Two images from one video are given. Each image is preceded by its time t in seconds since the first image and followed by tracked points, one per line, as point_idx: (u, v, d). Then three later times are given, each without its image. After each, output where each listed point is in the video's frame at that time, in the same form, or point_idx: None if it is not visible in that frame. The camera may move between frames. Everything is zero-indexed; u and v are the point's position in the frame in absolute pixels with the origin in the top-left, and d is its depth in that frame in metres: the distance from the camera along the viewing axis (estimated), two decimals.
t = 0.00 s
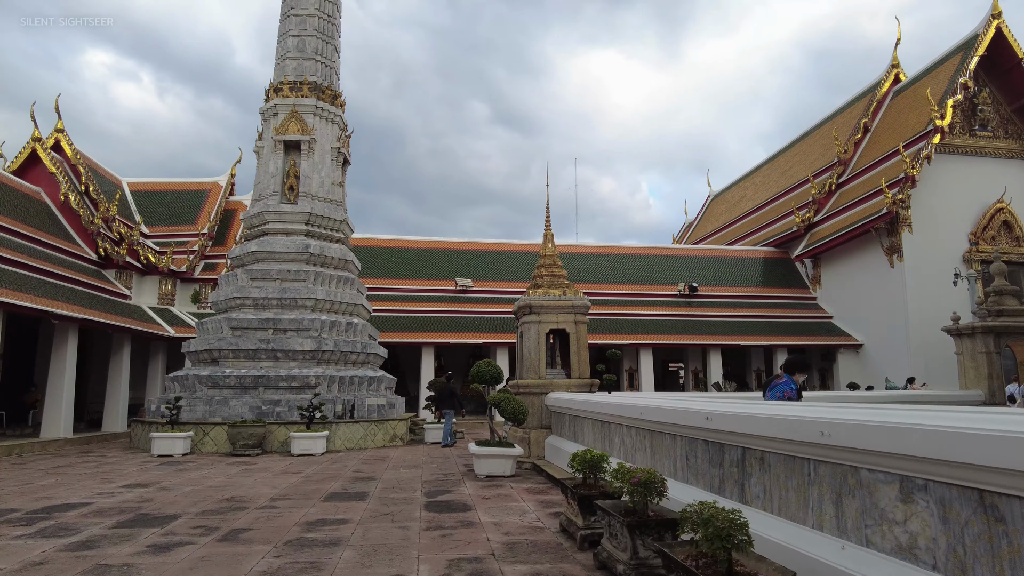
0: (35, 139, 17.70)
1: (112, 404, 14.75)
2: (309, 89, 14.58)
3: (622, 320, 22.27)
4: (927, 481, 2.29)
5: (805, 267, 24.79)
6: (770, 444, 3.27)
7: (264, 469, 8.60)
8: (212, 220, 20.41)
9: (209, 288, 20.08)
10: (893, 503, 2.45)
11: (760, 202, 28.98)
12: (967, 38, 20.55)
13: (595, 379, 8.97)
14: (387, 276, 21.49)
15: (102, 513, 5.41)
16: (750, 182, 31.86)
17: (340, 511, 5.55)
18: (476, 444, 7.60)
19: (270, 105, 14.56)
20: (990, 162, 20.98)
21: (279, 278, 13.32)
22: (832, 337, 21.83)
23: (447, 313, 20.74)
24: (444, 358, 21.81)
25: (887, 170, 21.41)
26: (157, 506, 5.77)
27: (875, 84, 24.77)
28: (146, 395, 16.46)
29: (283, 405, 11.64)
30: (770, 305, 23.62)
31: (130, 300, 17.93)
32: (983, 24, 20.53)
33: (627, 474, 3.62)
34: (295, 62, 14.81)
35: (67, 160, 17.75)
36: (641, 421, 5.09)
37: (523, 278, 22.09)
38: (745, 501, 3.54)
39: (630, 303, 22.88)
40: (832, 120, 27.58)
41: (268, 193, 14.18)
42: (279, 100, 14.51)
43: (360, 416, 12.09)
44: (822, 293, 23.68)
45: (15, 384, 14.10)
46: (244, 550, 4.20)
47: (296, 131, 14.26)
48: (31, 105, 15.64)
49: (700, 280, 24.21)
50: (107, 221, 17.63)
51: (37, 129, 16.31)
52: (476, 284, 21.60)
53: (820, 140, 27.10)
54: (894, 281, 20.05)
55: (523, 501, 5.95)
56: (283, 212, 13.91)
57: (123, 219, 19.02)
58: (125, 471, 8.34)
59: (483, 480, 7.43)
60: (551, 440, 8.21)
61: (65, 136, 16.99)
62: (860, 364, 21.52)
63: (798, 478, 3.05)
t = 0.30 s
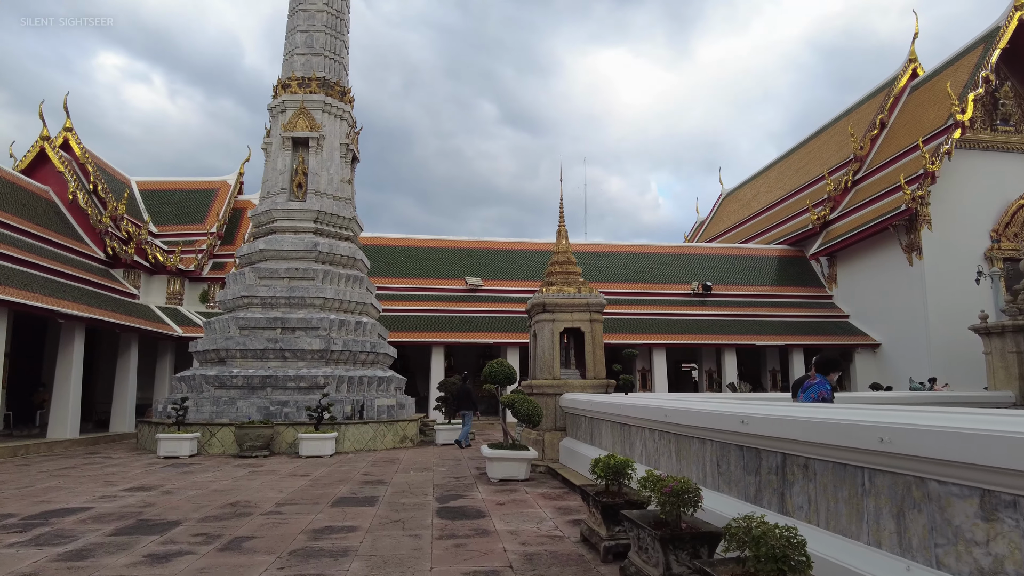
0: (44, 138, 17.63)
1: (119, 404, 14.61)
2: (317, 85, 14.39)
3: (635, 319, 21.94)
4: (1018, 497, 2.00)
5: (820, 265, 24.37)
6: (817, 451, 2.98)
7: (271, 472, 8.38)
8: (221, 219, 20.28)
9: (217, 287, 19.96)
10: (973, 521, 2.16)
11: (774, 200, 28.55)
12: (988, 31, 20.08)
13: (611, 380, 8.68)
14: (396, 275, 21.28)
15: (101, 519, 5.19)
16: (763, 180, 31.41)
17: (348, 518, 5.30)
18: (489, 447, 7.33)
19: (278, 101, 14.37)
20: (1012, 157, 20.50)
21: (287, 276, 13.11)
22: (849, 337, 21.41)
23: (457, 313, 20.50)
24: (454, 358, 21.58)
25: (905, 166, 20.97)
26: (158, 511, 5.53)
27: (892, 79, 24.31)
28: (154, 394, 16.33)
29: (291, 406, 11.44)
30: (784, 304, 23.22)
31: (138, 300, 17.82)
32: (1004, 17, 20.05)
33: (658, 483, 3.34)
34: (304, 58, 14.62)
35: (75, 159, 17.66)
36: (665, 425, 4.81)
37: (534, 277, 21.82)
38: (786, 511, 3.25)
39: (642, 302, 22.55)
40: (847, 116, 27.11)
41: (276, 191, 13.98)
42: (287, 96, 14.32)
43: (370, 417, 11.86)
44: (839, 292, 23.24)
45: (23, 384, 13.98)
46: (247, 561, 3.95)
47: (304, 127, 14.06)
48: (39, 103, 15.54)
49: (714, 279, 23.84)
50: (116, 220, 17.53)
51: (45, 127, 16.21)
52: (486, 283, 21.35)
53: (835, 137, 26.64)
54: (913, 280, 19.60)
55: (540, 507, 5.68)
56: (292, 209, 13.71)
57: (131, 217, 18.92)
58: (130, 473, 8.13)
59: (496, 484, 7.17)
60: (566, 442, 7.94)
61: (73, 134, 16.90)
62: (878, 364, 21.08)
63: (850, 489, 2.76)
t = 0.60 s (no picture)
0: (47, 137, 17.49)
1: (123, 404, 14.44)
2: (322, 80, 14.16)
3: (644, 318, 21.64)
4: None
5: (832, 263, 24.00)
6: (869, 457, 2.69)
7: (274, 474, 8.14)
8: (226, 218, 20.11)
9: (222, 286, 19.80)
10: None
11: (784, 197, 28.18)
12: (1005, 23, 19.68)
13: (624, 379, 8.40)
14: (402, 274, 21.04)
15: (94, 525, 4.95)
16: (773, 178, 31.03)
17: (353, 523, 5.04)
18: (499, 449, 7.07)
19: (282, 97, 14.15)
20: None
21: (292, 275, 12.88)
22: (863, 336, 21.04)
23: (464, 312, 20.25)
24: (461, 358, 21.34)
25: (920, 162, 20.57)
26: (155, 516, 5.29)
27: (905, 74, 23.90)
28: (158, 394, 16.17)
29: (296, 406, 11.22)
30: (796, 303, 22.85)
31: (142, 299, 17.67)
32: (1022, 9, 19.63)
33: (688, 489, 3.07)
34: (308, 54, 14.41)
35: (80, 157, 17.53)
36: (689, 426, 4.53)
37: (542, 276, 21.53)
38: (829, 521, 2.98)
39: (652, 301, 22.23)
40: (859, 111, 26.71)
41: (280, 188, 13.76)
42: (291, 92, 14.09)
43: (375, 417, 11.63)
44: (851, 290, 22.87)
45: (25, 384, 13.83)
46: (244, 571, 3.70)
47: (309, 123, 13.84)
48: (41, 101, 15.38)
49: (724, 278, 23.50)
50: (119, 218, 17.37)
51: (49, 125, 16.07)
52: (493, 282, 21.08)
53: (846, 133, 26.24)
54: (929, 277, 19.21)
55: (554, 513, 5.41)
56: (296, 206, 13.48)
57: (135, 216, 18.76)
58: (129, 476, 7.91)
59: (507, 487, 6.90)
60: (578, 444, 7.67)
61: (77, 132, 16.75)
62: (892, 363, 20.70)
63: (908, 499, 2.48)
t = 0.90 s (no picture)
0: (51, 135, 17.34)
1: (127, 404, 14.24)
2: (327, 75, 13.92)
3: (655, 317, 21.31)
4: None
5: (845, 261, 23.60)
6: (939, 469, 2.38)
7: (278, 477, 7.89)
8: (231, 216, 19.90)
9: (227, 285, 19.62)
10: None
11: (796, 194, 27.76)
12: None
13: (640, 379, 8.09)
14: (409, 272, 20.79)
15: (86, 533, 4.69)
16: (783, 175, 30.60)
17: (359, 533, 4.76)
18: (511, 452, 6.79)
19: (287, 92, 13.91)
20: None
21: (297, 273, 12.64)
22: (878, 334, 20.64)
23: (472, 311, 19.98)
24: (468, 357, 21.07)
25: (937, 156, 20.14)
26: (151, 524, 5.03)
27: (919, 67, 23.45)
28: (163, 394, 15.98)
29: (301, 407, 10.97)
30: (809, 301, 22.47)
31: (147, 298, 17.48)
32: None
33: (728, 504, 2.78)
34: (313, 48, 14.17)
35: (84, 156, 17.38)
36: (719, 430, 4.23)
37: (550, 274, 21.25)
38: (885, 538, 2.68)
39: (663, 300, 21.89)
40: (872, 106, 26.26)
41: (285, 184, 13.52)
42: (296, 87, 13.86)
43: (382, 418, 11.38)
44: (865, 288, 22.47)
45: (28, 385, 13.64)
46: None
47: (314, 118, 13.59)
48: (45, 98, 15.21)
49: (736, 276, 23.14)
50: (124, 217, 17.20)
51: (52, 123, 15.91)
52: (501, 280, 20.80)
53: (859, 128, 25.80)
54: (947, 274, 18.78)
55: (570, 522, 5.12)
56: (301, 203, 13.23)
57: (140, 215, 18.59)
58: (129, 479, 7.67)
59: (519, 492, 6.61)
60: (592, 446, 7.38)
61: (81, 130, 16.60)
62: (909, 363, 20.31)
63: (990, 517, 2.17)
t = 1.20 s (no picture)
0: (60, 131, 17.22)
1: (135, 403, 14.08)
2: (336, 68, 13.70)
3: (669, 315, 20.96)
4: None
5: (863, 258, 23.15)
6: None
7: (286, 478, 7.64)
8: (240, 213, 19.74)
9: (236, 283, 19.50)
10: None
11: (811, 190, 27.30)
12: None
13: (660, 377, 7.78)
14: (420, 270, 20.54)
15: (84, 537, 4.45)
16: (798, 171, 30.11)
17: (371, 538, 4.49)
18: (527, 453, 6.51)
19: (296, 86, 13.70)
20: None
21: (307, 269, 12.41)
22: (897, 332, 20.19)
23: (483, 309, 19.71)
24: (479, 356, 20.80)
25: (959, 150, 19.65)
26: (152, 527, 4.79)
27: (939, 60, 22.95)
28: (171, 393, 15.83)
29: (310, 405, 10.74)
30: (826, 298, 22.04)
31: (155, 296, 17.33)
32: None
33: (784, 512, 2.48)
34: (322, 41, 13.96)
35: (92, 152, 17.26)
36: (758, 430, 3.92)
37: (562, 272, 20.94)
38: (964, 552, 2.36)
39: (677, 297, 21.54)
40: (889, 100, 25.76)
41: (294, 179, 13.29)
42: (305, 81, 13.64)
43: (393, 417, 11.13)
44: (884, 285, 22.02)
45: (36, 382, 13.51)
46: None
47: (323, 112, 13.36)
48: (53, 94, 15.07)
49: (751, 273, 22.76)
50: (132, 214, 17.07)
51: (61, 119, 15.78)
52: (513, 278, 20.52)
53: (876, 123, 25.30)
54: (970, 270, 18.30)
55: (594, 527, 4.83)
56: (310, 198, 13.00)
57: (148, 212, 18.45)
58: (134, 479, 7.45)
59: (537, 494, 6.33)
60: (612, 446, 7.09)
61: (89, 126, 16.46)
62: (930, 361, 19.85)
63: None
